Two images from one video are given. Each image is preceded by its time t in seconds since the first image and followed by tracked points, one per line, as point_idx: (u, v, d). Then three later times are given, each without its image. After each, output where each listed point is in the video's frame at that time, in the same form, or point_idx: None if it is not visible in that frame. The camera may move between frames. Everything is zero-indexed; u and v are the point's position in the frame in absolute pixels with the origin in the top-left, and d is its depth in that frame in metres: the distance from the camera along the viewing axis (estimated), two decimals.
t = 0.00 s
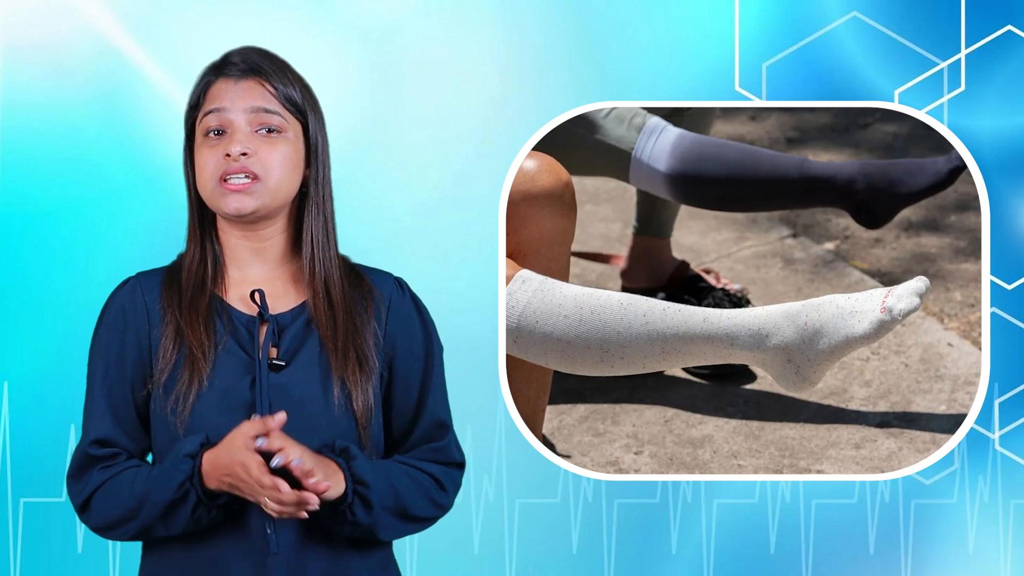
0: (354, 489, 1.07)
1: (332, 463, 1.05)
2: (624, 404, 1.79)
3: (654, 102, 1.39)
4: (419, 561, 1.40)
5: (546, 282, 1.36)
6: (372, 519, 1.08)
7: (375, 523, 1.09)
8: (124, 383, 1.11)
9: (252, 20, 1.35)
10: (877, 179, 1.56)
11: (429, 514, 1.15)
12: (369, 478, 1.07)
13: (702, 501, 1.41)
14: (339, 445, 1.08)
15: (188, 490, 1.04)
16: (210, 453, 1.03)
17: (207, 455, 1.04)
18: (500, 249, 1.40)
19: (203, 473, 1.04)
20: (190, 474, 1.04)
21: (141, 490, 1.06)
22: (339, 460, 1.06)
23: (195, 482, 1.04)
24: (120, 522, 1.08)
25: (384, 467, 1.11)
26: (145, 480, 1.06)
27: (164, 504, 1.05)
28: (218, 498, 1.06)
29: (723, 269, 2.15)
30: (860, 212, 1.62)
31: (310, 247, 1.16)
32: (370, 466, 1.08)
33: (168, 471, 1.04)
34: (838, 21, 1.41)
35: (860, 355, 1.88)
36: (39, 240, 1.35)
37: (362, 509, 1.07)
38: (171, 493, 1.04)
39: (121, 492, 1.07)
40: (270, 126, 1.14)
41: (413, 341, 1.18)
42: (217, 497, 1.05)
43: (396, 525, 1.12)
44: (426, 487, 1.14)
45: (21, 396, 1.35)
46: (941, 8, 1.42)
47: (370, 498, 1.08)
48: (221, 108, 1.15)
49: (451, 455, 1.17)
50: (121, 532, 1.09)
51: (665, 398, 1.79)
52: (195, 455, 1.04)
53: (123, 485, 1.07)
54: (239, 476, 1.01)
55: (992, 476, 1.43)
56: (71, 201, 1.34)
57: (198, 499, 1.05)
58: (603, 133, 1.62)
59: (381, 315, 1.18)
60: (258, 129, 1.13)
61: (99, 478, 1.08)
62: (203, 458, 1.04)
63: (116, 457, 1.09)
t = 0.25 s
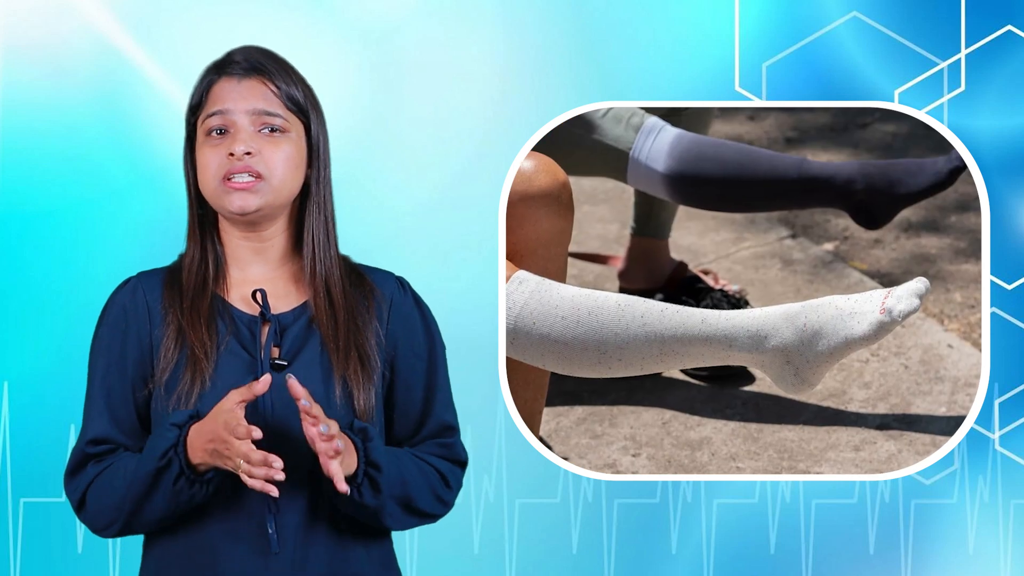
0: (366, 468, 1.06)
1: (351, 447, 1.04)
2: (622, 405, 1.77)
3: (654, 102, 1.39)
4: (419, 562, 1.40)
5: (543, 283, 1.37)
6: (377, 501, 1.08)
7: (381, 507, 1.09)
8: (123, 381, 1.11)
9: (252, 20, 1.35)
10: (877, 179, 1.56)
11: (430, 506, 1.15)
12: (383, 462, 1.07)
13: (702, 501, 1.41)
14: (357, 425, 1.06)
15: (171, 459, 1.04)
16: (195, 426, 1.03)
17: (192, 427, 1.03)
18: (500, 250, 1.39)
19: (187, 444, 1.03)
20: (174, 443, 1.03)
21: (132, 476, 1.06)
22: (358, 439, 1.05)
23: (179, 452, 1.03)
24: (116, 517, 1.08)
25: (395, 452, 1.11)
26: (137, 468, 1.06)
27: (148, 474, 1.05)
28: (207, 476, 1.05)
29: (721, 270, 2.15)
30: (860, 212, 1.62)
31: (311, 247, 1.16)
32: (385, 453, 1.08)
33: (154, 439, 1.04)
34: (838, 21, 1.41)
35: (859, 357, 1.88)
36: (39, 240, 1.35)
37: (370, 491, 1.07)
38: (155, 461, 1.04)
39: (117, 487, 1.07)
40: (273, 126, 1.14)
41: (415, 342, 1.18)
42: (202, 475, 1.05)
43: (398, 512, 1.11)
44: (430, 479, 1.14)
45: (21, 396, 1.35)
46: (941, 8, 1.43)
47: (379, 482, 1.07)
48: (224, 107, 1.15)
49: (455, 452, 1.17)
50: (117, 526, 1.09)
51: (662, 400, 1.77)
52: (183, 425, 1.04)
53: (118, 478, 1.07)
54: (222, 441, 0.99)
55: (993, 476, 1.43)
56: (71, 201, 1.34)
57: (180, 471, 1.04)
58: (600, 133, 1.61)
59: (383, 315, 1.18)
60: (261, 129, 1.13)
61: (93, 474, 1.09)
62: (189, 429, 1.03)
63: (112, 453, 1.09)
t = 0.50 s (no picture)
0: (363, 504, 1.08)
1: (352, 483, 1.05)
2: (620, 407, 1.78)
3: (654, 102, 1.39)
4: (419, 562, 1.40)
5: (540, 284, 1.38)
6: (369, 533, 1.10)
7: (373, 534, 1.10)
8: (127, 383, 1.11)
9: (252, 20, 1.35)
10: (876, 180, 1.56)
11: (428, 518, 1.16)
12: (380, 501, 1.09)
13: (702, 501, 1.40)
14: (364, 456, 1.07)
15: (181, 480, 1.03)
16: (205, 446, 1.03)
17: (202, 448, 1.03)
18: (501, 252, 1.37)
19: (198, 464, 1.03)
20: (184, 464, 1.03)
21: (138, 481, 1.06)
22: (361, 473, 1.06)
23: (189, 473, 1.03)
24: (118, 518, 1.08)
25: (394, 473, 1.11)
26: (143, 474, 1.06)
27: (156, 495, 1.04)
28: (213, 493, 1.06)
29: (720, 271, 2.15)
30: (859, 212, 1.62)
31: (315, 248, 1.16)
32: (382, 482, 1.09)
33: (162, 459, 1.04)
34: (838, 21, 1.41)
35: (859, 358, 1.88)
36: (39, 240, 1.35)
37: (362, 525, 1.09)
38: (164, 482, 1.03)
39: (120, 489, 1.07)
40: (274, 129, 1.14)
41: (418, 344, 1.18)
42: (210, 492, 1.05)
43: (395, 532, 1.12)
44: (428, 487, 1.15)
45: (21, 396, 1.35)
46: (941, 8, 1.43)
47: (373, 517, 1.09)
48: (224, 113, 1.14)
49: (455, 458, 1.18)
50: (123, 527, 1.08)
51: (660, 402, 1.78)
52: (192, 446, 1.04)
53: (122, 480, 1.07)
54: (232, 468, 0.99)
55: (992, 476, 1.43)
56: (71, 201, 1.34)
57: (190, 490, 1.04)
58: (598, 133, 1.60)
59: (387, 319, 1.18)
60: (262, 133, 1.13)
61: (97, 475, 1.08)
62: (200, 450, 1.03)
63: (116, 454, 1.09)
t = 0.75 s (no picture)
0: (370, 485, 1.06)
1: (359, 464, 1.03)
2: (617, 410, 1.79)
3: (654, 102, 1.39)
4: (418, 562, 1.40)
5: (537, 285, 1.37)
6: (376, 515, 1.09)
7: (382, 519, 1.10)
8: (128, 382, 1.11)
9: (252, 20, 1.35)
10: (876, 180, 1.56)
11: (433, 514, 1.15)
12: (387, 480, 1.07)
13: (702, 501, 1.40)
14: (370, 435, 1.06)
15: (176, 463, 1.02)
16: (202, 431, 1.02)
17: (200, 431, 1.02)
18: (500, 252, 1.39)
19: (195, 447, 1.02)
20: (180, 446, 1.02)
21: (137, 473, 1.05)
22: (368, 453, 1.05)
23: (185, 455, 1.02)
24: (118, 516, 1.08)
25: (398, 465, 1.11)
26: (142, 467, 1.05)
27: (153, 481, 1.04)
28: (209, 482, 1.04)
29: (718, 272, 2.16)
30: (858, 213, 1.62)
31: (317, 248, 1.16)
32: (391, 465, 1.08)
33: (160, 441, 1.03)
34: (838, 21, 1.41)
35: (858, 360, 1.88)
36: (39, 240, 1.34)
37: (371, 508, 1.08)
38: (160, 463, 1.03)
39: (118, 485, 1.06)
40: (279, 129, 1.14)
41: (420, 344, 1.18)
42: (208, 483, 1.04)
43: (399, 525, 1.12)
44: (433, 484, 1.14)
45: (21, 396, 1.35)
46: (941, 8, 1.43)
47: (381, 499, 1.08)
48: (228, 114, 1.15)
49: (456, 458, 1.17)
50: (118, 526, 1.09)
51: (659, 404, 1.79)
52: (189, 428, 1.03)
53: (121, 476, 1.06)
54: (230, 447, 0.97)
55: (993, 476, 1.43)
56: (71, 201, 1.34)
57: (185, 474, 1.03)
58: (595, 133, 1.58)
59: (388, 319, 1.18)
60: (268, 133, 1.13)
61: (96, 472, 1.08)
62: (196, 436, 1.02)
63: (116, 452, 1.09)
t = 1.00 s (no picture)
0: (369, 497, 1.07)
1: (357, 471, 1.04)
2: (615, 411, 1.76)
3: (654, 102, 1.39)
4: (419, 562, 1.40)
5: (535, 286, 1.39)
6: (374, 526, 1.09)
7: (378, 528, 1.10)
8: (129, 384, 1.11)
9: (252, 20, 1.35)
10: (876, 180, 1.56)
11: (433, 516, 1.15)
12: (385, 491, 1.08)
13: (702, 501, 1.40)
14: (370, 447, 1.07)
15: (181, 470, 1.04)
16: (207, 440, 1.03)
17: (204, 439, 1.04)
18: (500, 252, 1.39)
19: (199, 455, 1.03)
20: (185, 454, 1.04)
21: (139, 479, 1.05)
22: (367, 464, 1.06)
23: (189, 463, 1.04)
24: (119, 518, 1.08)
25: (397, 468, 1.11)
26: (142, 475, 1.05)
27: (158, 486, 1.04)
28: (213, 489, 1.06)
29: (717, 273, 2.16)
30: (858, 213, 1.62)
31: (318, 252, 1.16)
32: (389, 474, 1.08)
33: (165, 449, 1.05)
34: (838, 21, 1.41)
35: (858, 361, 1.88)
36: (39, 240, 1.35)
37: (368, 518, 1.08)
38: (165, 471, 1.04)
39: (122, 489, 1.06)
40: (283, 137, 1.14)
41: (421, 345, 1.18)
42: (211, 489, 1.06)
43: (399, 529, 1.12)
44: (433, 486, 1.14)
45: (21, 396, 1.35)
46: (941, 8, 1.43)
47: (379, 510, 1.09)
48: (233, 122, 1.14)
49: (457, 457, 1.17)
50: (121, 526, 1.09)
51: (656, 406, 1.79)
52: (195, 437, 1.05)
53: (123, 480, 1.07)
54: (238, 457, 0.99)
55: (992, 476, 1.43)
56: (71, 201, 1.34)
57: (190, 481, 1.04)
58: (593, 133, 1.57)
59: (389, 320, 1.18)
60: (272, 142, 1.13)
61: (98, 474, 1.08)
62: (201, 441, 1.04)
63: (118, 454, 1.09)
